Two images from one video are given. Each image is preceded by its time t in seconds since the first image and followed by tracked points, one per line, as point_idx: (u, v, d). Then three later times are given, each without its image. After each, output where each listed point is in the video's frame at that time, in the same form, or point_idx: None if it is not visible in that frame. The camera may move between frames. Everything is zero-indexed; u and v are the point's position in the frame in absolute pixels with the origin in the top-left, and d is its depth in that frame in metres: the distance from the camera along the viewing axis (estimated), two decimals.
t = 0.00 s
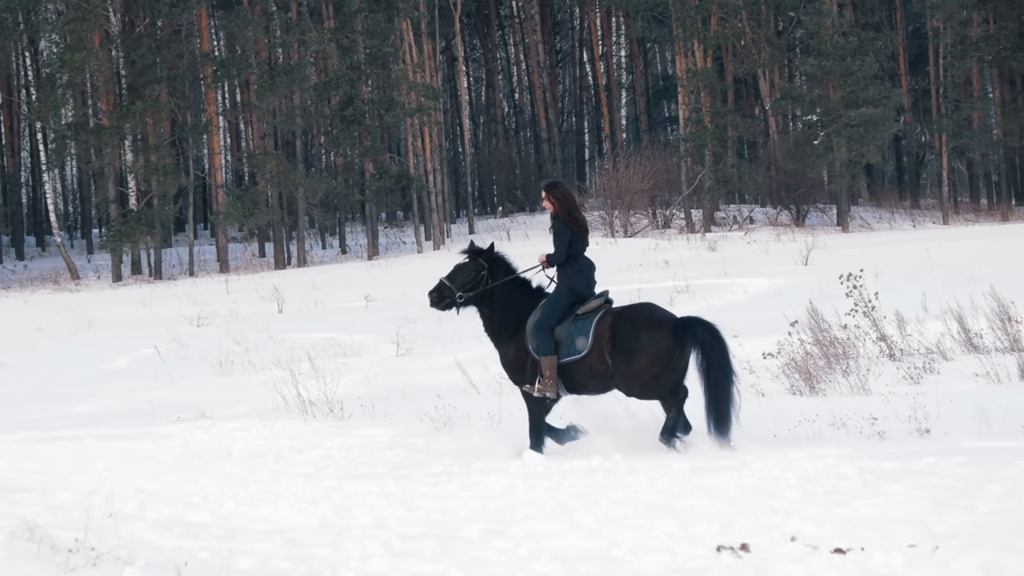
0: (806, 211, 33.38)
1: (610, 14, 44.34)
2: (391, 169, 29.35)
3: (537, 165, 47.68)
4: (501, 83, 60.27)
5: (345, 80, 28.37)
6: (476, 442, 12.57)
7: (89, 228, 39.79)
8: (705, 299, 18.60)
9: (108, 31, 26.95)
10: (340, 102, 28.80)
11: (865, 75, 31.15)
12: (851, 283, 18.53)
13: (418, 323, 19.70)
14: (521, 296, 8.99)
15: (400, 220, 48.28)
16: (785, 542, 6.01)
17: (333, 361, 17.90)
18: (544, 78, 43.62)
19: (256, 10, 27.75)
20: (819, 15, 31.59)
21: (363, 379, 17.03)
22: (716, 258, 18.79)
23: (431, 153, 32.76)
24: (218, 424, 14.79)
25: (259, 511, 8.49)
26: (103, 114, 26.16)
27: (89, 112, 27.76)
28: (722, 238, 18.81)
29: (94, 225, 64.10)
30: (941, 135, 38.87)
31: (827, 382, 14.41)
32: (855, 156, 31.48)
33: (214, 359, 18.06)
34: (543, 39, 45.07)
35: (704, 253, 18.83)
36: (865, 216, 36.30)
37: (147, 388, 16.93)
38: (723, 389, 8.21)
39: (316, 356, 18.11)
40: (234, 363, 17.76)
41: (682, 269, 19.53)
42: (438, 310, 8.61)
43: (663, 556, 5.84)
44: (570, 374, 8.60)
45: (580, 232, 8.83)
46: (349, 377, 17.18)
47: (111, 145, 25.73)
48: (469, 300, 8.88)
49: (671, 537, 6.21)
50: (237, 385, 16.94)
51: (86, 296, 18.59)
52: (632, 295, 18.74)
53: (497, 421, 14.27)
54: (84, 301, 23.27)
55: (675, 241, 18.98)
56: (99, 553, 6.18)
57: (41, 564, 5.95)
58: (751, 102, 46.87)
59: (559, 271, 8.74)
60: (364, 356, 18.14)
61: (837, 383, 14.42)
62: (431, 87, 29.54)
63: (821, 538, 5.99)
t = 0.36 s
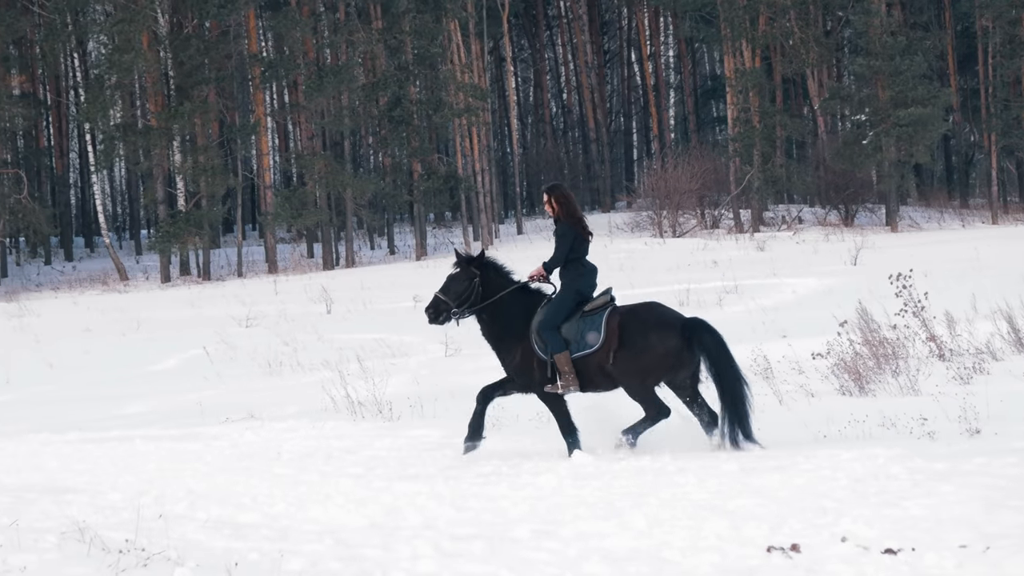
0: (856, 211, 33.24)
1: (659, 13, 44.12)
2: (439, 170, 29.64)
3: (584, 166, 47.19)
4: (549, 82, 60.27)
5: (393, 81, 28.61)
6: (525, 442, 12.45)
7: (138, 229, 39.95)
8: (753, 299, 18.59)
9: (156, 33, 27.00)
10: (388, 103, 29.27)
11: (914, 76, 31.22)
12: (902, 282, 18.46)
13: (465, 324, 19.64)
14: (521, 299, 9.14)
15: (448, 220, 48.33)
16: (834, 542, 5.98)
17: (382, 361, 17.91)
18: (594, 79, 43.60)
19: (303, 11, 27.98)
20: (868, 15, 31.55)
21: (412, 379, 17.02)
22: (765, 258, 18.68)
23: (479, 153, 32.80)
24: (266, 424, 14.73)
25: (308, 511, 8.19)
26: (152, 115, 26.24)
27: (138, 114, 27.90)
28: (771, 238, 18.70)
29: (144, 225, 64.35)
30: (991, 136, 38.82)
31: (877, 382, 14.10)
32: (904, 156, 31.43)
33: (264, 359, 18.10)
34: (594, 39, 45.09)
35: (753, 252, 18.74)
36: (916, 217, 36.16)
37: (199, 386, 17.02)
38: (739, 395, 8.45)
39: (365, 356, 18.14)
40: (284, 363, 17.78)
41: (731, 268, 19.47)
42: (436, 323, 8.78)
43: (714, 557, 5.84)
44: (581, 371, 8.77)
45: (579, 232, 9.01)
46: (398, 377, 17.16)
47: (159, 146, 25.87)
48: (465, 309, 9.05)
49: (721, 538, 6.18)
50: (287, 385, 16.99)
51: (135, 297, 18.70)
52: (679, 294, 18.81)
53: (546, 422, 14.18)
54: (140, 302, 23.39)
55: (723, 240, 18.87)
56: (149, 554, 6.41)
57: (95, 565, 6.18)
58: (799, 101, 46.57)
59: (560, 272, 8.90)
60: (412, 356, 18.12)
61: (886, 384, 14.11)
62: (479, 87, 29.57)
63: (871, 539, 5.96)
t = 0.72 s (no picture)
0: (925, 213, 33.20)
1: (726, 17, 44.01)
2: (507, 172, 30.02)
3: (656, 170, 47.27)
4: (621, 84, 60.42)
5: (461, 84, 29.10)
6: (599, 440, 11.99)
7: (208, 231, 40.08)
8: (823, 302, 18.46)
9: (225, 36, 27.23)
10: (457, 106, 29.37)
11: (985, 77, 30.79)
12: (973, 285, 18.31)
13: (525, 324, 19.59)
14: (521, 301, 9.13)
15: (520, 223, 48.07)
16: (906, 546, 5.96)
17: (452, 364, 17.85)
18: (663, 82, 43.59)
19: (372, 15, 28.38)
20: (937, 17, 31.45)
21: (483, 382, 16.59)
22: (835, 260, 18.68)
23: (547, 156, 32.98)
24: (337, 428, 14.05)
25: (378, 514, 7.82)
26: (222, 120, 26.59)
27: (208, 118, 28.29)
28: (840, 241, 18.77)
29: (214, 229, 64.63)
30: None
31: (948, 386, 13.30)
32: (974, 158, 31.17)
33: (333, 363, 18.01)
34: (663, 42, 45.51)
35: (822, 254, 18.74)
36: (985, 220, 35.81)
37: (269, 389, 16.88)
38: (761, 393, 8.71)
39: (435, 360, 18.09)
40: (354, 367, 17.69)
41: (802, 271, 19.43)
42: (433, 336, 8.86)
43: (786, 561, 5.82)
44: (588, 374, 8.78)
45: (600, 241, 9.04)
46: (468, 381, 16.97)
47: (228, 149, 26.34)
48: (460, 316, 9.10)
49: (794, 543, 6.14)
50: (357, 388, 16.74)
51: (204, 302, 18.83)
52: (749, 298, 18.96)
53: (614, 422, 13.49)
54: (214, 302, 23.41)
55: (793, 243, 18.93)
56: (221, 557, 6.16)
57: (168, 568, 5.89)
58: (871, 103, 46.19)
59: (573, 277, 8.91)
60: (479, 359, 18.07)
61: (957, 387, 13.36)
62: (547, 90, 30.00)
63: (945, 543, 5.94)
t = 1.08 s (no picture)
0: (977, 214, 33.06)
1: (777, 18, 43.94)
2: (558, 174, 29.92)
3: (704, 169, 47.41)
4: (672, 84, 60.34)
5: (512, 86, 29.22)
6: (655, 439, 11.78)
7: (258, 233, 40.19)
8: (873, 302, 18.40)
9: (274, 39, 27.33)
10: (507, 107, 29.44)
11: None
12: None
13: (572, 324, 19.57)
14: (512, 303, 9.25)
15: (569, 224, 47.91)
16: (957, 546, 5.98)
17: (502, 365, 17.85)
18: (713, 83, 43.42)
19: (421, 17, 28.50)
20: (989, 17, 31.37)
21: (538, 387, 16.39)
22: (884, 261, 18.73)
23: (597, 157, 33.06)
24: (388, 429, 13.87)
25: (429, 514, 7.74)
26: (272, 121, 26.62)
27: (257, 120, 28.40)
28: (891, 242, 18.81)
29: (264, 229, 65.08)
30: None
31: (999, 387, 12.97)
32: None
33: (382, 364, 18.00)
34: (713, 43, 45.70)
35: (872, 255, 18.81)
36: None
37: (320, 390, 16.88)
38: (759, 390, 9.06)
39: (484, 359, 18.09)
40: (404, 368, 17.70)
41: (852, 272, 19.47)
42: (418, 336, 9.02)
43: (837, 561, 5.82)
44: (586, 378, 8.86)
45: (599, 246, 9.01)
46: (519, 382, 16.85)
47: (278, 151, 26.44)
48: (448, 318, 9.26)
49: (844, 544, 6.13)
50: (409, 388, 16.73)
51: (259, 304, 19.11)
52: (799, 299, 18.89)
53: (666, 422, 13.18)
54: (266, 304, 23.42)
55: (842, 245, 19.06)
56: (272, 558, 6.09)
57: (218, 568, 5.83)
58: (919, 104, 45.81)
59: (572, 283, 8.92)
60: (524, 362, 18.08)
61: (1008, 387, 13.01)
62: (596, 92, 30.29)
63: (997, 544, 5.95)
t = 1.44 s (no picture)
0: None
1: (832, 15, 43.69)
2: (612, 173, 30.66)
3: (759, 168, 47.26)
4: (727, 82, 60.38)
5: (565, 84, 29.77)
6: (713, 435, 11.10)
7: (312, 232, 40.33)
8: (930, 301, 18.25)
9: (328, 39, 27.72)
10: (561, 106, 30.34)
11: None
12: None
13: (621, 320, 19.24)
14: (497, 296, 9.14)
15: (620, 224, 47.82)
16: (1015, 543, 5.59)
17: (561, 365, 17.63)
18: (768, 82, 43.21)
19: (476, 16, 28.92)
20: None
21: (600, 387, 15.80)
22: (941, 260, 18.50)
23: (651, 156, 33.22)
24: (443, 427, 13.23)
25: (486, 511, 7.19)
26: (326, 122, 26.89)
27: (312, 119, 28.82)
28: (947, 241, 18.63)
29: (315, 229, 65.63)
30: None
31: None
32: None
33: (437, 363, 17.79)
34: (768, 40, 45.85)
35: (929, 254, 18.61)
36: None
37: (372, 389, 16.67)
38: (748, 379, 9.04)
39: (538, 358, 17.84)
40: (459, 367, 17.44)
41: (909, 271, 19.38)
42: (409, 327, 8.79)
43: (894, 560, 5.42)
44: (570, 373, 8.84)
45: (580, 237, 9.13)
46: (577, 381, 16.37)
47: (332, 150, 26.62)
48: (437, 311, 9.05)
49: (901, 541, 5.73)
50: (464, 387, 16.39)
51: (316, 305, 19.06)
52: (854, 298, 18.94)
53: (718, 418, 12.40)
54: (323, 302, 23.32)
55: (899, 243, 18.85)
56: (329, 557, 5.77)
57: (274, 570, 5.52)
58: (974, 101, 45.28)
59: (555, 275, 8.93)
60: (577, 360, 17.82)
61: None
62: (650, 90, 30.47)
63: None
